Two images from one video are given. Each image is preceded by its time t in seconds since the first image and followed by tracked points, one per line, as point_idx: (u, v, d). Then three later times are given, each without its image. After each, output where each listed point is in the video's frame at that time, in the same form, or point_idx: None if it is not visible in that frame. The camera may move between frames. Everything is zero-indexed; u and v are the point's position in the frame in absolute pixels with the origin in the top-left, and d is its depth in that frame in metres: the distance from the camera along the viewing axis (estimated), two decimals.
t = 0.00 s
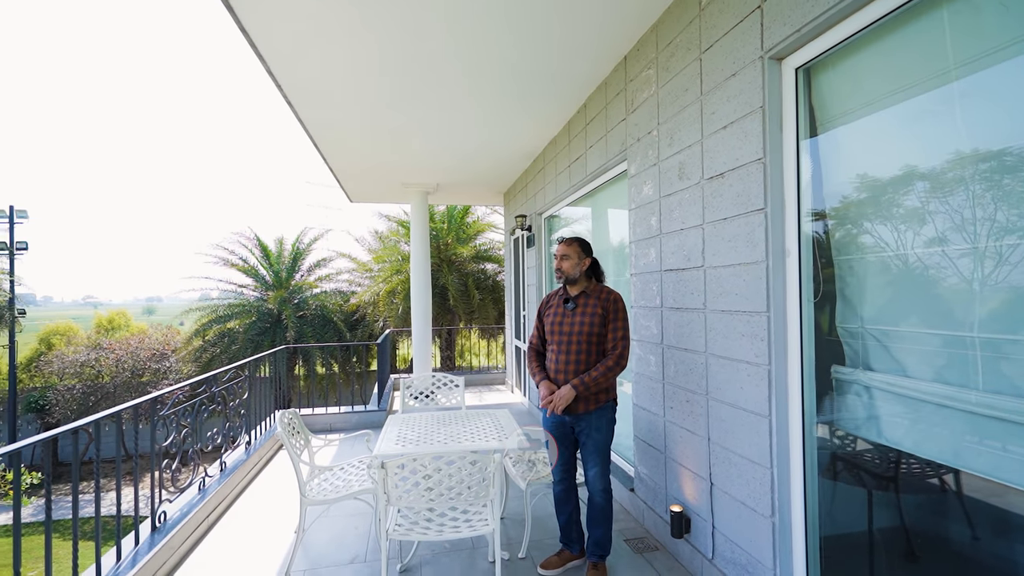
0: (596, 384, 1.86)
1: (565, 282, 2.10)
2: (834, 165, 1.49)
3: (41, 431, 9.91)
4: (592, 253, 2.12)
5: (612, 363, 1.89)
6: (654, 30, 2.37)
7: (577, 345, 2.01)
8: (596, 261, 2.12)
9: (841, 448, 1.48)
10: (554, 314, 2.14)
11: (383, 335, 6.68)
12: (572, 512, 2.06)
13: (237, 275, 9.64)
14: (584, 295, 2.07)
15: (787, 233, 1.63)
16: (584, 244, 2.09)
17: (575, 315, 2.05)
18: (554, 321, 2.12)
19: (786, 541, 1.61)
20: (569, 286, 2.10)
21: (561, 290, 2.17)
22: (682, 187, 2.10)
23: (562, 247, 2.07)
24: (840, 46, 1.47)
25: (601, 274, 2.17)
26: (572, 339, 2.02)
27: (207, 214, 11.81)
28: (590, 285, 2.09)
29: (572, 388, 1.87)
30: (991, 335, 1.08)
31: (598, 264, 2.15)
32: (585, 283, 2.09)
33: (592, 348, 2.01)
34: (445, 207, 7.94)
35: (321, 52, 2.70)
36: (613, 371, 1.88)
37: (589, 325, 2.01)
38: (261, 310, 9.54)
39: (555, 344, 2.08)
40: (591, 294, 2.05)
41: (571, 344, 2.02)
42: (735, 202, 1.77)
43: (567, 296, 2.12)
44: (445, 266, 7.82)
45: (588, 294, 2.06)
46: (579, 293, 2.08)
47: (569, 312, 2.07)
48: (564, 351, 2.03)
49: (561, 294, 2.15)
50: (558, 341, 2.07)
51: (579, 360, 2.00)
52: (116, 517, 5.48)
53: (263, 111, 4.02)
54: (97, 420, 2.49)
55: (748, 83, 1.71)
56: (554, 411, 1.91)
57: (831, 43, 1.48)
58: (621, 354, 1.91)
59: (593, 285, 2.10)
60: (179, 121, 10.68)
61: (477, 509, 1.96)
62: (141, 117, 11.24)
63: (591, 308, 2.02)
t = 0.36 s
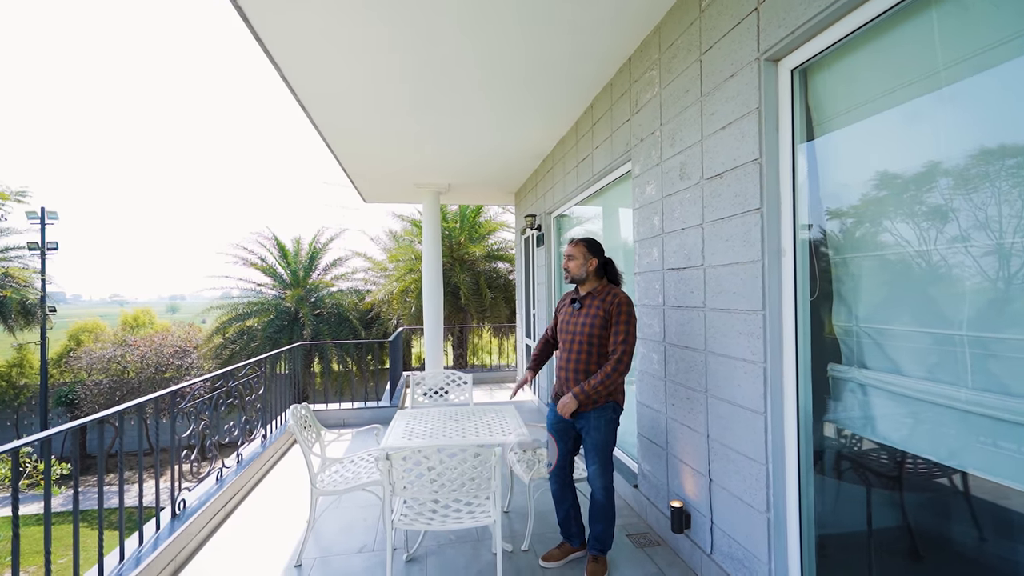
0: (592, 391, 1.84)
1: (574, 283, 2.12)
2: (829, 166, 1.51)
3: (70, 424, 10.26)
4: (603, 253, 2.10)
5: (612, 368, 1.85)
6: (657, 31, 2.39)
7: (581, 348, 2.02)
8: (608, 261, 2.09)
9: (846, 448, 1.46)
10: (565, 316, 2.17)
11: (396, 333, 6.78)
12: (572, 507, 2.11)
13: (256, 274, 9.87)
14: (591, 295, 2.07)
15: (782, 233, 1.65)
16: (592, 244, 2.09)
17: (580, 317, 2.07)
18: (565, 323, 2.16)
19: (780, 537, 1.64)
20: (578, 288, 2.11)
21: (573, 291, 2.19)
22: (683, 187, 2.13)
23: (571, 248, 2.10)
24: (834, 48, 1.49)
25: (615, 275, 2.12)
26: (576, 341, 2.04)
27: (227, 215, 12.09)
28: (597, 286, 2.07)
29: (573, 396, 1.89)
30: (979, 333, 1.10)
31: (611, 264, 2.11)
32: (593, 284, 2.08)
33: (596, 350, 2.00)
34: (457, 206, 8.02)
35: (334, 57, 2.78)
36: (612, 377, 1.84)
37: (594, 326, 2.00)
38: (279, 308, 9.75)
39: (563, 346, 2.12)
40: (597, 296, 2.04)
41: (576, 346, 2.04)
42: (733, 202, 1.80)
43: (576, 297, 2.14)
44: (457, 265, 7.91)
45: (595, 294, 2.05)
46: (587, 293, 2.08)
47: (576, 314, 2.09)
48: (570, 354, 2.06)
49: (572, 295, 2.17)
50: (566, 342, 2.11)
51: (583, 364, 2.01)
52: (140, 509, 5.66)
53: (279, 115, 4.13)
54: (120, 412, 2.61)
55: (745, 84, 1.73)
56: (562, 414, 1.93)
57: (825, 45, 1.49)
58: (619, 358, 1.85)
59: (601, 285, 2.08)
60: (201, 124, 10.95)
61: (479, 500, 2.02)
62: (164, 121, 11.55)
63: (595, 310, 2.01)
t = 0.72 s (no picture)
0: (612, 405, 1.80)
1: (584, 282, 2.09)
2: (824, 168, 1.53)
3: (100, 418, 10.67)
4: (614, 254, 2.06)
5: (628, 378, 1.80)
6: (660, 35, 2.43)
7: (590, 350, 1.98)
8: (619, 262, 2.05)
9: (854, 449, 1.45)
10: (574, 315, 2.13)
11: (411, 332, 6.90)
12: (565, 512, 2.04)
13: (276, 274, 10.10)
14: (600, 296, 2.03)
15: (778, 234, 1.68)
16: (604, 244, 2.06)
17: (589, 317, 2.02)
18: (573, 322, 2.12)
19: (777, 532, 1.67)
20: (589, 288, 2.07)
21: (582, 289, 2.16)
22: (685, 188, 2.16)
23: (583, 247, 2.07)
24: (827, 52, 1.51)
25: (627, 275, 2.08)
26: (584, 343, 2.00)
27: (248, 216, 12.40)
28: (606, 287, 2.03)
29: (601, 416, 1.80)
30: (965, 334, 1.12)
31: (623, 265, 2.07)
32: (603, 284, 2.04)
33: (606, 353, 1.97)
34: (471, 207, 8.12)
35: (348, 65, 2.87)
36: (631, 388, 1.79)
37: (603, 328, 1.96)
38: (298, 307, 9.99)
39: (571, 345, 2.07)
40: (606, 296, 2.00)
41: (584, 348, 2.00)
42: (732, 204, 1.83)
43: (586, 297, 2.10)
44: (471, 265, 8.01)
45: (603, 295, 2.01)
46: (596, 294, 2.05)
47: (585, 315, 2.05)
48: (578, 356, 2.02)
49: (581, 294, 2.13)
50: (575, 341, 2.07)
51: (593, 368, 1.97)
52: (166, 500, 5.89)
53: (297, 121, 4.26)
54: (147, 406, 2.74)
55: (743, 88, 1.76)
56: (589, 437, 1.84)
57: (819, 49, 1.52)
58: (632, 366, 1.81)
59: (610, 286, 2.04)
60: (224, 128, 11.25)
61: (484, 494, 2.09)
62: (190, 125, 11.88)
63: (605, 311, 1.97)
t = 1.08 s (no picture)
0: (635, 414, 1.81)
1: (589, 285, 2.07)
2: (825, 173, 1.55)
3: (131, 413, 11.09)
4: (619, 258, 2.06)
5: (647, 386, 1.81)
6: (668, 39, 2.45)
7: (598, 355, 1.96)
8: (623, 266, 2.04)
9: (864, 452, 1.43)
10: (577, 318, 2.11)
11: (427, 331, 7.00)
12: (571, 525, 1.92)
13: (297, 274, 10.32)
14: (605, 300, 2.00)
15: (781, 238, 1.69)
16: (610, 247, 2.05)
17: (594, 321, 2.00)
18: (578, 326, 2.09)
19: (778, 532, 1.70)
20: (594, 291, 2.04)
21: (585, 291, 2.13)
22: (692, 192, 2.18)
23: (588, 250, 2.06)
24: (828, 58, 1.52)
25: (631, 279, 2.08)
26: (591, 348, 1.98)
27: (271, 217, 12.70)
28: (612, 290, 2.01)
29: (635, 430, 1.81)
30: (963, 338, 1.13)
31: (627, 269, 2.07)
32: (609, 288, 2.02)
33: (614, 358, 1.96)
34: (486, 208, 8.19)
35: (365, 74, 2.95)
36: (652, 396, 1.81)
37: (612, 333, 1.94)
38: (319, 306, 10.21)
39: (577, 349, 2.05)
40: (613, 301, 1.98)
41: (592, 353, 1.98)
42: (735, 208, 1.85)
43: (590, 300, 2.07)
44: (486, 265, 8.10)
45: (609, 299, 1.99)
46: (601, 297, 2.02)
47: (590, 318, 2.02)
48: (584, 360, 2.00)
49: (584, 296, 2.11)
50: (580, 346, 2.04)
51: (602, 373, 1.96)
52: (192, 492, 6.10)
53: (315, 126, 4.37)
54: (174, 402, 2.88)
55: (746, 93, 1.78)
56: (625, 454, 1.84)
57: (820, 55, 1.52)
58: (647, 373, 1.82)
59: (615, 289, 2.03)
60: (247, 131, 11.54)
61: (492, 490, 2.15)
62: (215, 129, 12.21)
63: (612, 316, 1.95)
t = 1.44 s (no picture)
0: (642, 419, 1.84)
1: (578, 287, 2.04)
2: (826, 170, 1.52)
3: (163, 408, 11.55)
4: (606, 257, 2.07)
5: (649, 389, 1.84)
6: (674, 39, 2.45)
7: (594, 359, 1.94)
8: (612, 265, 2.05)
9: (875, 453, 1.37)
10: (566, 322, 2.08)
11: (445, 330, 7.09)
12: (571, 537, 1.85)
13: (320, 274, 10.57)
14: (597, 301, 1.99)
15: (782, 238, 1.69)
16: (597, 247, 2.05)
17: (586, 324, 1.98)
18: (568, 329, 2.06)
19: (779, 532, 1.70)
20: (584, 293, 2.02)
21: (572, 294, 2.10)
22: (696, 191, 2.18)
23: (575, 250, 2.06)
24: (827, 55, 1.50)
25: (618, 279, 2.09)
26: (584, 352, 1.96)
27: (295, 219, 13.03)
28: (604, 291, 2.00)
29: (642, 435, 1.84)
30: (962, 339, 1.10)
31: (614, 268, 2.08)
32: (599, 289, 2.01)
33: (609, 361, 1.95)
34: (503, 208, 8.26)
35: (380, 79, 3.02)
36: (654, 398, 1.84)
37: (606, 336, 1.93)
38: (340, 306, 10.44)
39: (570, 354, 2.02)
40: (605, 302, 1.97)
41: (586, 357, 1.96)
42: (737, 208, 1.84)
43: (579, 302, 2.04)
44: (503, 264, 8.18)
45: (601, 300, 1.98)
46: (592, 299, 2.01)
47: (583, 321, 2.00)
48: (578, 366, 1.97)
49: (573, 299, 2.07)
50: (572, 350, 2.01)
51: (599, 377, 1.94)
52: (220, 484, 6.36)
53: (333, 130, 4.48)
54: (197, 397, 3.01)
55: (747, 93, 1.78)
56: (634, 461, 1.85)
57: (818, 53, 1.51)
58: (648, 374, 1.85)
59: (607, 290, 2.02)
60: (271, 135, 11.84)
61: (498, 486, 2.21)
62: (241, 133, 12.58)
63: (606, 319, 1.94)
